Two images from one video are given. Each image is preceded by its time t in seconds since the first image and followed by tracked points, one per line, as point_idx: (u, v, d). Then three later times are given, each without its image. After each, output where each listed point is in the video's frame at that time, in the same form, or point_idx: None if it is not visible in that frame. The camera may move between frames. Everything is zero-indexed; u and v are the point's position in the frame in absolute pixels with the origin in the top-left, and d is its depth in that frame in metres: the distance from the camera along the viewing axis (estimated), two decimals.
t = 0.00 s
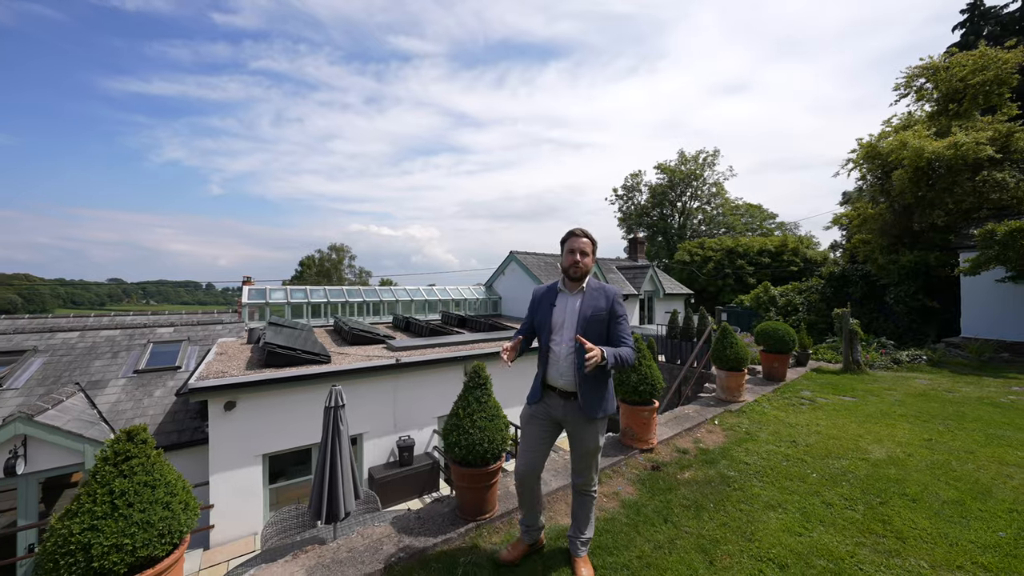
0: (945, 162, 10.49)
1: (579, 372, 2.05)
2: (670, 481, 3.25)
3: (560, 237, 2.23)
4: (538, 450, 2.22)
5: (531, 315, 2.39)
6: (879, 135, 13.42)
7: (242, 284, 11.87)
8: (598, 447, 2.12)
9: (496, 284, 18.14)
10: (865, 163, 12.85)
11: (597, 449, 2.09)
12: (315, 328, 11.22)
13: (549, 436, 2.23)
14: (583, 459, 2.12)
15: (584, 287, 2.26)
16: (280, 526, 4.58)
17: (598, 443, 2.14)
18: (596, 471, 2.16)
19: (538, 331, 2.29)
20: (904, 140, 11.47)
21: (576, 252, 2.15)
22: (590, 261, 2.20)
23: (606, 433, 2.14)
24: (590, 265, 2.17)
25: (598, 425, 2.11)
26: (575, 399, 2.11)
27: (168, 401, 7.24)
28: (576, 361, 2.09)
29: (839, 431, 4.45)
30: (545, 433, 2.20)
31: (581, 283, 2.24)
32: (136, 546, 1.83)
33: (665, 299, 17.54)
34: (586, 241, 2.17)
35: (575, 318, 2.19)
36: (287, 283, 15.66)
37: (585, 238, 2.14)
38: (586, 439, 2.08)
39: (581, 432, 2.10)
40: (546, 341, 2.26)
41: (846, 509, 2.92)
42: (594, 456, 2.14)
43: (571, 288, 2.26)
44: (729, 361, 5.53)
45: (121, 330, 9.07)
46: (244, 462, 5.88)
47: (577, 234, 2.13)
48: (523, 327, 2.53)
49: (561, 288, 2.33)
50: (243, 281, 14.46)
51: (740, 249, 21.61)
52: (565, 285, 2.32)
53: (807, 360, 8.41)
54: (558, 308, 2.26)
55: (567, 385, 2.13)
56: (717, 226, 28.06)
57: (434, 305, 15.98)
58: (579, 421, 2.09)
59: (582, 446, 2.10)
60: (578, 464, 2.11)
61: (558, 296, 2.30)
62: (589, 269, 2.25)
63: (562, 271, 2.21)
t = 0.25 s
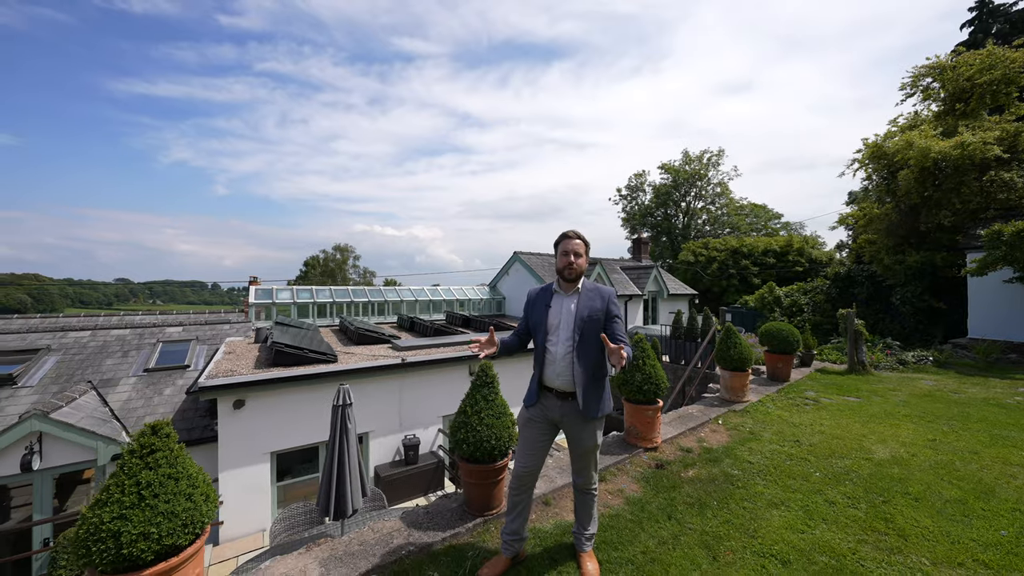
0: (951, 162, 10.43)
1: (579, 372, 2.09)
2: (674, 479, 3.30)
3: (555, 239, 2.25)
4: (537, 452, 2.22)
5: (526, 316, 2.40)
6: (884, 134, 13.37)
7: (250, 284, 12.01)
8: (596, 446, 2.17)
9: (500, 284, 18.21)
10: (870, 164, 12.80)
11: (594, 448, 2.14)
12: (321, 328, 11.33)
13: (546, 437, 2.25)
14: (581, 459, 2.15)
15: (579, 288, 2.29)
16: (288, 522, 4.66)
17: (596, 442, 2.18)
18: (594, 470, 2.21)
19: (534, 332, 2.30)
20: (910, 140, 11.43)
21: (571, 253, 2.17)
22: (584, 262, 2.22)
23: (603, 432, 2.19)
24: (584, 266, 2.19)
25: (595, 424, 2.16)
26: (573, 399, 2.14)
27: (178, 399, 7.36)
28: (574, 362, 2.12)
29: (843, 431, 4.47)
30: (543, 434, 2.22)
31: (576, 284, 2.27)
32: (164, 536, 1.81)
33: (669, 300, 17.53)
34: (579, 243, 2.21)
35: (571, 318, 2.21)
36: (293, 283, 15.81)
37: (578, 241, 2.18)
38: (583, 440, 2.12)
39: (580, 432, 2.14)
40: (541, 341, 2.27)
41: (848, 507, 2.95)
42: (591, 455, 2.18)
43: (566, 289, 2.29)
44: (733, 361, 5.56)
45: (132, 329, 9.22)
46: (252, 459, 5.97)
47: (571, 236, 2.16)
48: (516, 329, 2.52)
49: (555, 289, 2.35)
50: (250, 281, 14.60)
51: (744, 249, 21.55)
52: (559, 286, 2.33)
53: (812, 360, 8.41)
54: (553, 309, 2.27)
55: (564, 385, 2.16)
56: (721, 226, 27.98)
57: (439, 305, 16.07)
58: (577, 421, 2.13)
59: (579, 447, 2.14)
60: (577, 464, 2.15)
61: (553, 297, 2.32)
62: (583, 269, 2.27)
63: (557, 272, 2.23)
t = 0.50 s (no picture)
0: (960, 161, 10.36)
1: (567, 372, 2.15)
2: (679, 476, 3.35)
3: (541, 241, 2.29)
4: (532, 453, 2.28)
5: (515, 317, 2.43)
6: (892, 134, 13.30)
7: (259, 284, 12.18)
8: (589, 443, 2.23)
9: (505, 284, 18.29)
10: (877, 163, 12.73)
11: (587, 446, 2.21)
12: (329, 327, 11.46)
13: (538, 436, 2.31)
14: (574, 456, 2.22)
15: (566, 289, 2.34)
16: (299, 518, 4.73)
17: (588, 440, 2.25)
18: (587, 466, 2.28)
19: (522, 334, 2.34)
20: (918, 140, 11.37)
21: (558, 256, 2.21)
22: (571, 264, 2.25)
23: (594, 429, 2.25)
24: (571, 268, 2.22)
25: (586, 422, 2.22)
26: (563, 398, 2.20)
27: (190, 397, 7.50)
28: (564, 362, 2.18)
29: (848, 431, 4.50)
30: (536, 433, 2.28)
31: (564, 285, 2.31)
32: (191, 527, 1.68)
33: (674, 300, 17.52)
34: (565, 244, 2.25)
35: (560, 319, 2.26)
36: (301, 284, 15.99)
37: (564, 242, 2.21)
38: (575, 437, 2.19)
39: (571, 430, 2.21)
40: (531, 342, 2.31)
41: (852, 505, 2.99)
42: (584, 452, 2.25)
43: (554, 290, 2.33)
44: (739, 361, 5.59)
45: (145, 329, 9.39)
46: (263, 456, 6.08)
47: (556, 239, 2.21)
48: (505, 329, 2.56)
49: (543, 289, 2.39)
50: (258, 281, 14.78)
51: (750, 249, 21.48)
52: (548, 287, 2.37)
53: (818, 361, 8.40)
54: (542, 309, 2.32)
55: (553, 385, 2.22)
56: (727, 226, 27.88)
57: (445, 305, 16.18)
58: (568, 420, 2.20)
59: (571, 444, 2.21)
60: (572, 461, 2.22)
61: (542, 298, 2.36)
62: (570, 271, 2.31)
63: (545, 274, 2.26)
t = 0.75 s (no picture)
0: (970, 160, 10.26)
1: (558, 366, 2.18)
2: (686, 473, 3.40)
3: (529, 240, 2.26)
4: (530, 450, 2.29)
5: (503, 315, 2.44)
6: (901, 133, 13.21)
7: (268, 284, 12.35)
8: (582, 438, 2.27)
9: (510, 285, 18.35)
10: (886, 163, 12.64)
11: (580, 440, 2.23)
12: (337, 327, 11.60)
13: (533, 433, 2.33)
14: (568, 451, 2.24)
15: (555, 287, 2.37)
16: (310, 514, 4.80)
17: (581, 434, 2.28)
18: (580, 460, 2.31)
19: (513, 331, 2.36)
20: (927, 139, 11.29)
21: (546, 255, 2.21)
22: (559, 263, 2.28)
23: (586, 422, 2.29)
24: (560, 266, 2.25)
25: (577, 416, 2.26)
26: (555, 393, 2.24)
27: (203, 395, 7.65)
28: (555, 357, 2.21)
29: (854, 430, 4.51)
30: (530, 430, 2.30)
31: (552, 283, 2.34)
32: (221, 514, 1.78)
33: (680, 300, 17.49)
34: (554, 244, 2.23)
35: (549, 316, 2.29)
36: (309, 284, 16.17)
37: (554, 242, 2.20)
38: (568, 431, 2.22)
39: (564, 424, 2.24)
40: (521, 339, 2.33)
41: (858, 502, 3.02)
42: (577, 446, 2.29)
43: (543, 288, 2.36)
44: (745, 360, 5.62)
45: (158, 328, 9.59)
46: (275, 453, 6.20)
47: (546, 239, 2.18)
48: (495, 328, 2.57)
49: (532, 288, 2.42)
50: (267, 281, 14.97)
51: (757, 249, 21.39)
52: (537, 285, 2.40)
53: (825, 361, 8.39)
54: (532, 307, 2.35)
55: (545, 380, 2.24)
56: (733, 226, 27.75)
57: (451, 305, 16.29)
58: (561, 414, 2.22)
59: (564, 439, 2.24)
60: (566, 455, 2.23)
61: (531, 296, 2.39)
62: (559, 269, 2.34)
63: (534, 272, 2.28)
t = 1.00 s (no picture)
0: (982, 159, 10.16)
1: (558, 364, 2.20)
2: (694, 470, 3.46)
3: (525, 243, 2.31)
4: (535, 445, 2.35)
5: (504, 318, 2.50)
6: (911, 132, 13.10)
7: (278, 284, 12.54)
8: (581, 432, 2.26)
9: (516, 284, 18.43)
10: (895, 162, 12.53)
11: (578, 435, 2.21)
12: (345, 326, 11.75)
13: (537, 430, 2.35)
14: (566, 446, 2.22)
15: (552, 287, 2.41)
16: (321, 510, 4.84)
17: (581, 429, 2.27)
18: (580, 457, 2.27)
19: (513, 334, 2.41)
20: (937, 137, 11.20)
21: (542, 257, 2.24)
22: (555, 263, 2.30)
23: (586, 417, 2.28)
24: (556, 267, 2.27)
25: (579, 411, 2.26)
26: (557, 389, 2.25)
27: (216, 393, 7.81)
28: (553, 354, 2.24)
29: (862, 429, 4.54)
30: (534, 426, 2.32)
31: (548, 283, 2.38)
32: (252, 504, 1.88)
33: (686, 300, 17.47)
34: (549, 245, 2.28)
35: (547, 316, 2.33)
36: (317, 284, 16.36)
37: (548, 243, 2.24)
38: (569, 427, 2.21)
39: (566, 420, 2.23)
40: (522, 340, 2.37)
41: (865, 500, 3.06)
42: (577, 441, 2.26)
43: (539, 289, 2.40)
44: (752, 360, 5.65)
45: (172, 327, 9.78)
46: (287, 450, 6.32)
47: (541, 240, 2.23)
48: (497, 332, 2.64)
49: (529, 289, 2.46)
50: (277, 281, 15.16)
51: (764, 249, 21.28)
52: (533, 286, 2.44)
53: (833, 361, 8.37)
54: (530, 308, 2.39)
55: (545, 376, 2.27)
56: (740, 226, 27.61)
57: (457, 305, 16.40)
58: (562, 410, 2.23)
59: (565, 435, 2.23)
60: (565, 451, 2.20)
61: (529, 297, 2.43)
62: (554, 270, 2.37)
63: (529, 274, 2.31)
